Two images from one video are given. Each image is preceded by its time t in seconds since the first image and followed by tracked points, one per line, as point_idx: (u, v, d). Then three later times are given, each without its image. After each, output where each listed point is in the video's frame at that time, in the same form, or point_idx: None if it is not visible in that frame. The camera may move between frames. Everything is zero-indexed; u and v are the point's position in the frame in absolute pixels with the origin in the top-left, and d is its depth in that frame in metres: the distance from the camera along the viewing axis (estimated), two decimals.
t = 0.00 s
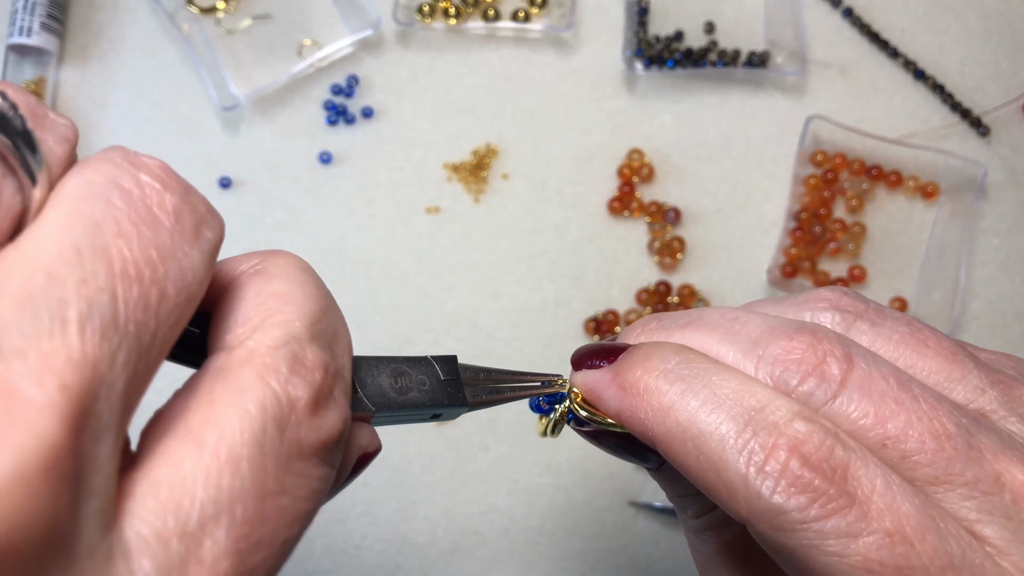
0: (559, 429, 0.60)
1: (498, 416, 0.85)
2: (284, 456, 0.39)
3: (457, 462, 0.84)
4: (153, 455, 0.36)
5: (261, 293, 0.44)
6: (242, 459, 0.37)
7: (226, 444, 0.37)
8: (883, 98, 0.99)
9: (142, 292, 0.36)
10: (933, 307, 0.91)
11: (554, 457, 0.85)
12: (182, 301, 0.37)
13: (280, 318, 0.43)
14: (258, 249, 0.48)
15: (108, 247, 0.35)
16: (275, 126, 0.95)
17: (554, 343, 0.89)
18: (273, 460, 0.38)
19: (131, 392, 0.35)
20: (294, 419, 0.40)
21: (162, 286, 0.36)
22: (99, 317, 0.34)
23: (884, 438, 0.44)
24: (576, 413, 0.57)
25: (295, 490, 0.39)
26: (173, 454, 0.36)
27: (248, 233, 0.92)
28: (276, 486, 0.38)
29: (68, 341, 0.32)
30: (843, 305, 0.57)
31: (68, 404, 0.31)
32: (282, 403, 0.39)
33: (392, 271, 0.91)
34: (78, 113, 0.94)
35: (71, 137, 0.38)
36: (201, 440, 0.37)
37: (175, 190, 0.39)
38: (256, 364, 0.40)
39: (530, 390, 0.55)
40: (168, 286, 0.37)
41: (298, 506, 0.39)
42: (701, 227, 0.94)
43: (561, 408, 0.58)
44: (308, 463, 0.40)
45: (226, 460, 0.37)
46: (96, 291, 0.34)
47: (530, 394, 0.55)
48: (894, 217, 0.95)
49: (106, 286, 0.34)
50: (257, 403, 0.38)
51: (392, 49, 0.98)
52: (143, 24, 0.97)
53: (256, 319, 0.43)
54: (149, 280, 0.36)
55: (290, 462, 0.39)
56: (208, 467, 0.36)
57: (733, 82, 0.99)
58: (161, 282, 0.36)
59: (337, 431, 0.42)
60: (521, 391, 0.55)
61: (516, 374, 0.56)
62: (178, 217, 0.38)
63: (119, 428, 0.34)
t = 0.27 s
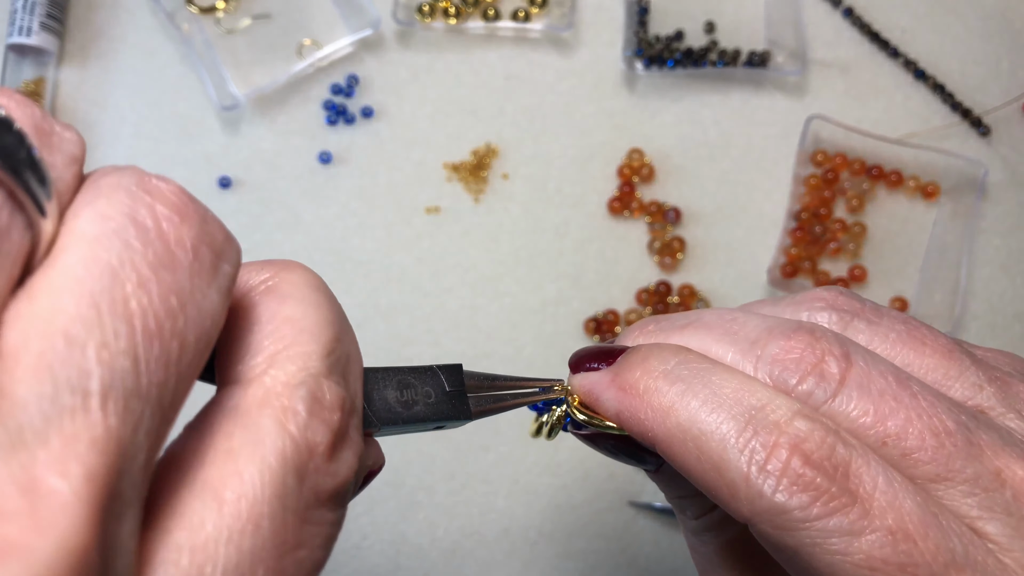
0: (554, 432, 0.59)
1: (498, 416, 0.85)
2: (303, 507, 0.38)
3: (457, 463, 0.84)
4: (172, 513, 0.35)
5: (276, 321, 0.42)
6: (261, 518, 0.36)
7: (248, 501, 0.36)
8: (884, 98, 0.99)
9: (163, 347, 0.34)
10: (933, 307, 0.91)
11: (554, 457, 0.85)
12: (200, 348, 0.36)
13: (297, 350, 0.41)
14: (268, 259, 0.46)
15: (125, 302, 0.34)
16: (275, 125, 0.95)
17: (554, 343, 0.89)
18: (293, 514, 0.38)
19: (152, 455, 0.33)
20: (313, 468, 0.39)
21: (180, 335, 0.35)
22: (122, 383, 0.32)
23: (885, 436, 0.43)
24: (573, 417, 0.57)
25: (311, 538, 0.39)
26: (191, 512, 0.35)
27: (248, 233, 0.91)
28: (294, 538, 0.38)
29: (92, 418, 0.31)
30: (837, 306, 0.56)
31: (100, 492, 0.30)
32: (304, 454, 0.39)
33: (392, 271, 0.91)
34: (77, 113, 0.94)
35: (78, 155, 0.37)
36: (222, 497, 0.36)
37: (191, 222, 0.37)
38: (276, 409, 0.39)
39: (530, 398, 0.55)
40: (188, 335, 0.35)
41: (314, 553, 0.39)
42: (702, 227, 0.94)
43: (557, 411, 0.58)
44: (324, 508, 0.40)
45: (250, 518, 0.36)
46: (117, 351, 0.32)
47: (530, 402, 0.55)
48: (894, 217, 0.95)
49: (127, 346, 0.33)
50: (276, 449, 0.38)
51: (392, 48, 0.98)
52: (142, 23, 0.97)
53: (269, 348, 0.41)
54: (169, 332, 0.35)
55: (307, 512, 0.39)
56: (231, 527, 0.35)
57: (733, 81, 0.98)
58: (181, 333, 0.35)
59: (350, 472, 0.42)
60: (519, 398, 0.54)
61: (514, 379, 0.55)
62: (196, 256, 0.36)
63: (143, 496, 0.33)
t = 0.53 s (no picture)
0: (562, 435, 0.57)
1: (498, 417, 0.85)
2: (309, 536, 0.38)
3: (457, 463, 0.84)
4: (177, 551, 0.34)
5: (286, 338, 0.42)
6: (268, 553, 0.36)
7: (255, 536, 0.36)
8: (884, 98, 0.99)
9: (168, 376, 0.33)
10: (934, 307, 0.91)
11: (554, 458, 0.85)
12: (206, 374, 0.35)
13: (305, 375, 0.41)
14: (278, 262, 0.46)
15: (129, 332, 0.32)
16: (274, 125, 0.95)
17: (554, 343, 0.89)
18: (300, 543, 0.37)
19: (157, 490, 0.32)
20: (320, 498, 0.39)
21: (186, 362, 0.34)
22: (125, 418, 0.31)
23: (896, 438, 0.43)
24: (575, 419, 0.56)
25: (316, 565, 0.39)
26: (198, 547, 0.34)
27: (248, 233, 0.91)
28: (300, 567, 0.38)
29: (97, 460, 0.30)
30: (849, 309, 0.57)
31: (102, 542, 0.29)
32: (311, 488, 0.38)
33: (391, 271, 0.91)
34: (77, 113, 0.94)
35: (77, 162, 0.35)
36: (226, 531, 0.35)
37: (196, 237, 0.36)
38: (283, 437, 0.38)
39: (533, 403, 0.54)
40: (193, 360, 0.34)
41: None
42: (702, 226, 0.94)
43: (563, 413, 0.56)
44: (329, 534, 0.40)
45: (254, 555, 0.35)
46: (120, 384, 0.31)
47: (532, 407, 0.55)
48: (895, 217, 0.95)
49: (130, 378, 0.31)
50: (282, 479, 0.37)
51: (392, 48, 0.98)
52: (142, 23, 0.97)
53: (277, 365, 0.41)
54: (174, 359, 0.33)
55: (313, 539, 0.39)
56: (239, 564, 0.35)
57: (734, 81, 0.98)
58: (186, 360, 0.34)
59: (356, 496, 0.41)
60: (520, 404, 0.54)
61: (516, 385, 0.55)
62: (201, 276, 0.35)
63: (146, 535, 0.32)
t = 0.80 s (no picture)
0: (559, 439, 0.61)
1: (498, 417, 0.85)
2: (300, 553, 0.38)
3: (456, 463, 0.84)
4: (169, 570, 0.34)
5: (278, 353, 0.41)
6: (258, 571, 0.36)
7: (246, 556, 0.35)
8: (885, 98, 0.98)
9: (162, 398, 0.33)
10: (934, 307, 0.91)
11: (555, 457, 0.85)
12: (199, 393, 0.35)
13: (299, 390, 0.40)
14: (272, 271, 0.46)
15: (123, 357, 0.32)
16: (274, 125, 0.95)
17: (554, 344, 0.89)
18: (291, 560, 0.38)
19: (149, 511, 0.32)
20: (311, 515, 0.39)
21: (179, 384, 0.34)
22: (119, 444, 0.31)
23: (888, 443, 0.43)
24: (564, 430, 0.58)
25: None
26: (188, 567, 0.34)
27: (248, 233, 0.91)
28: None
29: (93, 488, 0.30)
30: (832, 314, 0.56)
31: (92, 568, 0.29)
32: (301, 505, 0.38)
33: (391, 271, 0.90)
34: (77, 113, 0.94)
35: (70, 177, 0.35)
36: (217, 549, 0.35)
37: (190, 255, 0.35)
38: (275, 455, 0.38)
39: (526, 408, 0.54)
40: (188, 381, 0.34)
41: None
42: (702, 226, 0.93)
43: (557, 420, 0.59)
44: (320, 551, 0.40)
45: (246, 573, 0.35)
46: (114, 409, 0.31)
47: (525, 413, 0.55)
48: (895, 216, 0.95)
49: (124, 402, 0.31)
50: (274, 496, 0.37)
51: (391, 48, 0.98)
52: (141, 23, 0.97)
53: (268, 379, 0.41)
54: (167, 381, 0.33)
55: (303, 555, 0.39)
56: None
57: (734, 81, 0.98)
58: (179, 381, 0.34)
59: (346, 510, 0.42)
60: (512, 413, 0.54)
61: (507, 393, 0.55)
62: (194, 294, 0.35)
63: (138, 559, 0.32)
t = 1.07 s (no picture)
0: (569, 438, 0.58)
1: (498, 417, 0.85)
2: (247, 483, 0.35)
3: (456, 463, 0.84)
4: (99, 487, 0.33)
5: (236, 301, 0.41)
6: (197, 496, 0.34)
7: (179, 472, 0.33)
8: (885, 98, 0.98)
9: (83, 313, 0.33)
10: (933, 307, 0.91)
11: (555, 457, 0.85)
12: (130, 321, 0.35)
13: (253, 330, 0.39)
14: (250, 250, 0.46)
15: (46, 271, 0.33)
16: (274, 125, 0.95)
17: (554, 344, 0.89)
18: (234, 487, 0.35)
19: (65, 421, 0.32)
20: (261, 443, 0.36)
21: (109, 305, 0.34)
22: (28, 343, 0.31)
23: (923, 457, 0.44)
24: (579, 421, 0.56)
25: (262, 519, 0.36)
26: (116, 484, 0.33)
27: (248, 233, 0.91)
28: (239, 518, 0.35)
29: None
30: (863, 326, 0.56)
31: None
32: (246, 430, 0.36)
33: (391, 271, 0.91)
34: (77, 113, 0.94)
35: (20, 150, 0.37)
36: (153, 468, 0.33)
37: (129, 199, 0.36)
38: (220, 381, 0.37)
39: (533, 401, 0.55)
40: (115, 304, 0.34)
41: (263, 538, 0.36)
42: (702, 226, 0.93)
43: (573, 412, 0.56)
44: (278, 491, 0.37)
45: (178, 491, 0.33)
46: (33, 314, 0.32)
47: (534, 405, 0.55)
48: (895, 216, 0.95)
49: (39, 308, 0.32)
50: (218, 425, 0.35)
51: (391, 48, 0.98)
52: (141, 23, 0.97)
53: (226, 328, 0.39)
54: (91, 299, 0.33)
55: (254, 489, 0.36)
56: (159, 499, 0.33)
57: (734, 81, 0.98)
58: (108, 303, 0.34)
59: (310, 451, 0.38)
60: (520, 401, 0.54)
61: (518, 382, 0.56)
62: (131, 230, 0.36)
63: (49, 461, 0.31)
